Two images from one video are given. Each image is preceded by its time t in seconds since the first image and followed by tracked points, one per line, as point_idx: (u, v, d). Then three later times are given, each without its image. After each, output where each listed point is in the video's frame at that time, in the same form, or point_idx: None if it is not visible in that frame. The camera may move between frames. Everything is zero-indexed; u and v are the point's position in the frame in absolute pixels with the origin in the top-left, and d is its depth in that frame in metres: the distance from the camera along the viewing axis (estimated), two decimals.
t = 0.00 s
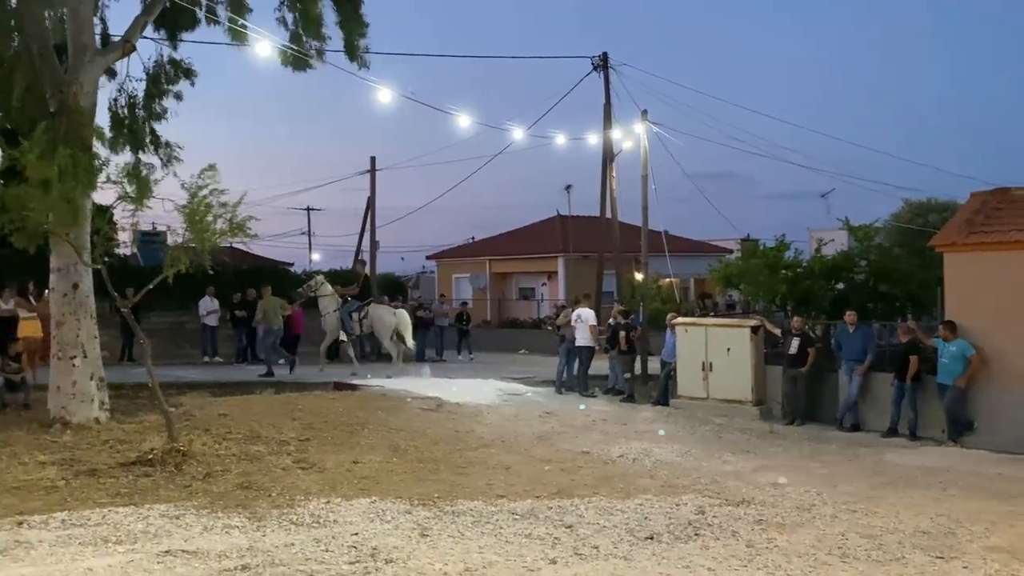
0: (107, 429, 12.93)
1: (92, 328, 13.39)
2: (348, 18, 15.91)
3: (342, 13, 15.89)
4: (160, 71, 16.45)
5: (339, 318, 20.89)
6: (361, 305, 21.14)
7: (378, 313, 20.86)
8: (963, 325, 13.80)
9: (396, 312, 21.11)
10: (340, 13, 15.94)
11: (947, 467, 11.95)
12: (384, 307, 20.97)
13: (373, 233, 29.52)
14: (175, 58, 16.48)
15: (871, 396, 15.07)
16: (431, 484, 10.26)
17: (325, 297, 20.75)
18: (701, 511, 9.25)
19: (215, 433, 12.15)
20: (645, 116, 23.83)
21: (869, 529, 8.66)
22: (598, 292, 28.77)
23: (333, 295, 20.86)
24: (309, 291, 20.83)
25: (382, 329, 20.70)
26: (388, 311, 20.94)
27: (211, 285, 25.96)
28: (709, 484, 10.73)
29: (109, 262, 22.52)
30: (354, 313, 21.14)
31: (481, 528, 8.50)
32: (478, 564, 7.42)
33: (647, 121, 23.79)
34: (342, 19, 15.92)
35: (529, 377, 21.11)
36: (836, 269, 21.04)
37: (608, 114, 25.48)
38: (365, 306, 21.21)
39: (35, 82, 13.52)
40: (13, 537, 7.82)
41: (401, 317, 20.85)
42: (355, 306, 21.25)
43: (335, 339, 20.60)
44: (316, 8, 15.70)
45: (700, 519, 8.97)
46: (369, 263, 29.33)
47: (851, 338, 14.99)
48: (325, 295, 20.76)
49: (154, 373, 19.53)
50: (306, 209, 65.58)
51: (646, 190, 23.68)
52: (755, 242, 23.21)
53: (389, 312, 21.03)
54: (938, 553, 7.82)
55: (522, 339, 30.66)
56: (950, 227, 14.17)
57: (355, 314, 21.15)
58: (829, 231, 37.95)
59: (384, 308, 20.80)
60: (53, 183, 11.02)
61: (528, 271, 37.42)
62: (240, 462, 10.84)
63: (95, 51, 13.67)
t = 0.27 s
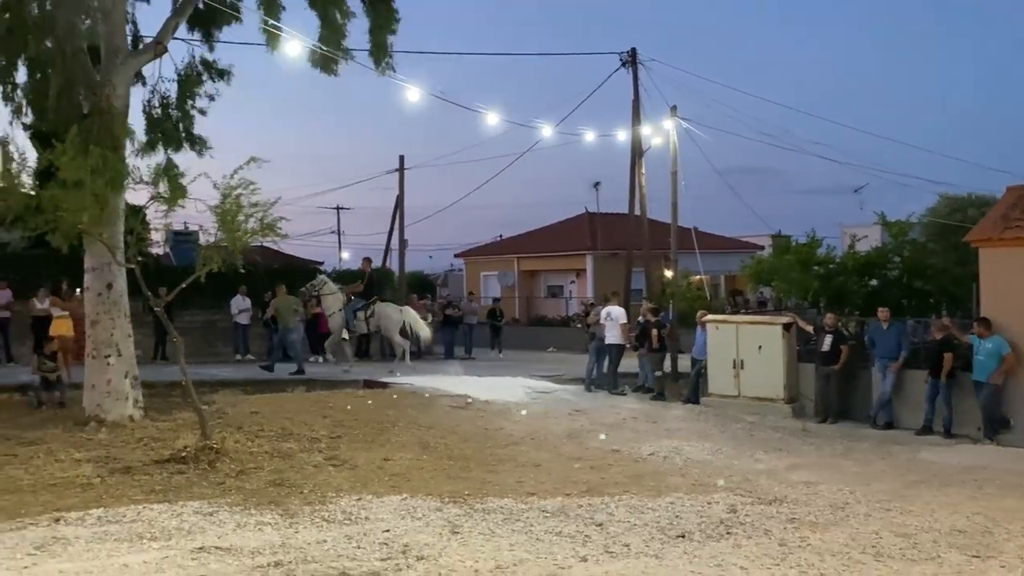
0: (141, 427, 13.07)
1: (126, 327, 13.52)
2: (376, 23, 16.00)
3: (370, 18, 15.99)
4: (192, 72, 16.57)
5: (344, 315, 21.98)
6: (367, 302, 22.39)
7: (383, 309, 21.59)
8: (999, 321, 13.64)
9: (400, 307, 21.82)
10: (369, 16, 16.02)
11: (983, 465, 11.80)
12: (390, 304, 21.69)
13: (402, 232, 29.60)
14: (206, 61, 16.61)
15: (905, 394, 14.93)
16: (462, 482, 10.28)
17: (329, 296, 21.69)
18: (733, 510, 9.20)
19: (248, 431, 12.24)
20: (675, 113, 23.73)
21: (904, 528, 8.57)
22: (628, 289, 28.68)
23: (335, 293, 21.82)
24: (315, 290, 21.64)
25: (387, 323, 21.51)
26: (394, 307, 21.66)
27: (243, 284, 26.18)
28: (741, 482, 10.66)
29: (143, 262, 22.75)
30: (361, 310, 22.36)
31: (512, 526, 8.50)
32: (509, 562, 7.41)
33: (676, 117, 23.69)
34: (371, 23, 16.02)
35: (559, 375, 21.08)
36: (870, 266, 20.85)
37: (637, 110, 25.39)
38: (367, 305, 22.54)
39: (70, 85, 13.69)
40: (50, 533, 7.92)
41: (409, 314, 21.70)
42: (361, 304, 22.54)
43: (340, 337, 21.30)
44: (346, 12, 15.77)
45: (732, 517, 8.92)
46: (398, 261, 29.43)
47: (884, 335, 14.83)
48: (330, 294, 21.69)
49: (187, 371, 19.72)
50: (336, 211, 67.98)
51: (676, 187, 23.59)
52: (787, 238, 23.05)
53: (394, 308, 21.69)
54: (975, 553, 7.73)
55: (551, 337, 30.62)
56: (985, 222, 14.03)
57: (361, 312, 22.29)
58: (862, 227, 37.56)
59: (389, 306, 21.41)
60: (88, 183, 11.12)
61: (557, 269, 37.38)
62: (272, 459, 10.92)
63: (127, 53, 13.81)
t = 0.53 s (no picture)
0: (169, 423, 13.17)
1: (154, 324, 13.62)
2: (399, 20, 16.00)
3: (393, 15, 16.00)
4: (218, 71, 16.67)
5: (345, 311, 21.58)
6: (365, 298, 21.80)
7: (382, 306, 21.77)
8: None
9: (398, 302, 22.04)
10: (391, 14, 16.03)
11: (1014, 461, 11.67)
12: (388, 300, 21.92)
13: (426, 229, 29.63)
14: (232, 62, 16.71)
15: (934, 389, 14.79)
16: (487, 478, 10.29)
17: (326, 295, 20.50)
18: (759, 506, 9.16)
19: (275, 427, 12.31)
20: (699, 107, 23.63)
21: (933, 524, 8.49)
22: (652, 285, 28.58)
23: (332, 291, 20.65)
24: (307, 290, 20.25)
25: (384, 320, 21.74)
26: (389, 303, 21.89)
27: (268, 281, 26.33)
28: (767, 478, 10.61)
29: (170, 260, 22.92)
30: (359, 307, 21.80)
31: (538, 522, 8.50)
32: (535, 557, 7.42)
33: (701, 111, 23.58)
34: (393, 20, 16.03)
35: (583, 371, 21.04)
36: (897, 260, 20.60)
37: (661, 105, 25.30)
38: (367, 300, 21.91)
39: (97, 85, 13.79)
40: (80, 529, 8.00)
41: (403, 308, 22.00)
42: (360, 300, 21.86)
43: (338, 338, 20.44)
44: (367, 9, 15.80)
45: (759, 513, 8.87)
46: (422, 258, 29.49)
47: (912, 330, 14.69)
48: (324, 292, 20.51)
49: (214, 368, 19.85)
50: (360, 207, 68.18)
51: (701, 182, 23.49)
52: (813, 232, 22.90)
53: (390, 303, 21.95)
54: (1006, 549, 7.64)
55: (575, 333, 30.57)
56: (1014, 214, 13.88)
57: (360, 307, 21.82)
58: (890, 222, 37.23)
59: (389, 302, 21.71)
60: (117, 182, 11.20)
61: (581, 266, 37.33)
62: (299, 454, 10.97)
63: (154, 53, 13.91)
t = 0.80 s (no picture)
0: (201, 420, 13.29)
1: (186, 322, 13.74)
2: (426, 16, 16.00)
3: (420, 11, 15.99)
4: (248, 70, 16.78)
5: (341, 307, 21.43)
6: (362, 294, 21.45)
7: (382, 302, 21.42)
8: None
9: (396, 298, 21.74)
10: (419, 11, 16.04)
11: None
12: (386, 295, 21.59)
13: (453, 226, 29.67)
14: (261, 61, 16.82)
15: (967, 385, 14.64)
16: (517, 475, 10.29)
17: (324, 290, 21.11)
18: (791, 504, 9.10)
19: (305, 424, 12.38)
20: (727, 102, 23.50)
21: (968, 521, 8.40)
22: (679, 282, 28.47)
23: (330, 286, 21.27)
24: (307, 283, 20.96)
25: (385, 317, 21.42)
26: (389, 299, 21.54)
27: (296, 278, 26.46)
28: (799, 476, 10.54)
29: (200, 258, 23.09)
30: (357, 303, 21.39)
31: (568, 519, 8.49)
32: (566, 554, 7.41)
33: (728, 106, 23.45)
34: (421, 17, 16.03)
35: (611, 368, 20.99)
36: (928, 255, 20.48)
37: (688, 101, 25.19)
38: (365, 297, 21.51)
39: (128, 84, 13.92)
40: (116, 525, 8.09)
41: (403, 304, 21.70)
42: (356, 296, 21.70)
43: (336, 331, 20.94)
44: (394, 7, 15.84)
45: (791, 511, 8.82)
46: (449, 255, 29.54)
47: (944, 325, 14.55)
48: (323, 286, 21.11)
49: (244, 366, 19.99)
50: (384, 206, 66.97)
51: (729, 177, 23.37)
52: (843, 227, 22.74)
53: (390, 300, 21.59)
54: None
55: (602, 330, 30.49)
56: None
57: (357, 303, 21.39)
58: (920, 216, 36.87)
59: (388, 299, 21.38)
60: (149, 182, 11.30)
61: (607, 262, 37.24)
62: (329, 451, 11.03)
63: (184, 52, 14.02)
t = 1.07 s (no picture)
0: (231, 416, 13.36)
1: (216, 318, 13.82)
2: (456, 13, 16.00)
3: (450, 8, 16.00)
4: (276, 67, 16.84)
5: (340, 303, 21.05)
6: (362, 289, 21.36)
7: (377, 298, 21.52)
8: None
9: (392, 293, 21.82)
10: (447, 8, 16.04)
11: None
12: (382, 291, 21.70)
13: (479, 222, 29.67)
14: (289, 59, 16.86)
15: (1001, 380, 14.45)
16: (545, 471, 10.27)
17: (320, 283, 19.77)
18: (824, 501, 9.02)
19: (335, 420, 12.43)
20: (755, 96, 23.31)
21: (1004, 519, 8.29)
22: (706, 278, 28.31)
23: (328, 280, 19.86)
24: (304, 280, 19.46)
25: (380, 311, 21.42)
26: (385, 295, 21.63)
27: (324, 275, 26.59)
28: (830, 473, 10.45)
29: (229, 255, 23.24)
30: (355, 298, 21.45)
31: (598, 516, 8.46)
32: (596, 551, 7.38)
33: (757, 100, 23.27)
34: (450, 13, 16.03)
35: (639, 364, 20.91)
36: (960, 249, 20.20)
37: (716, 95, 25.02)
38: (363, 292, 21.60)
39: (157, 83, 14.02)
40: (149, 520, 8.14)
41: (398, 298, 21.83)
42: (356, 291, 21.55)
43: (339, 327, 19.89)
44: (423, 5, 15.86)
45: (823, 508, 8.74)
46: (475, 252, 29.55)
47: (978, 320, 14.34)
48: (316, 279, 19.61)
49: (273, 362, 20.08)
50: (410, 203, 68.41)
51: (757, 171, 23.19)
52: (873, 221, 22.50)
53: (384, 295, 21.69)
54: None
55: (629, 326, 30.39)
56: None
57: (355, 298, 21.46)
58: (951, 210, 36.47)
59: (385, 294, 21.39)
60: (178, 180, 11.37)
61: (634, 258, 37.10)
62: (358, 447, 11.06)
63: (213, 50, 14.08)
